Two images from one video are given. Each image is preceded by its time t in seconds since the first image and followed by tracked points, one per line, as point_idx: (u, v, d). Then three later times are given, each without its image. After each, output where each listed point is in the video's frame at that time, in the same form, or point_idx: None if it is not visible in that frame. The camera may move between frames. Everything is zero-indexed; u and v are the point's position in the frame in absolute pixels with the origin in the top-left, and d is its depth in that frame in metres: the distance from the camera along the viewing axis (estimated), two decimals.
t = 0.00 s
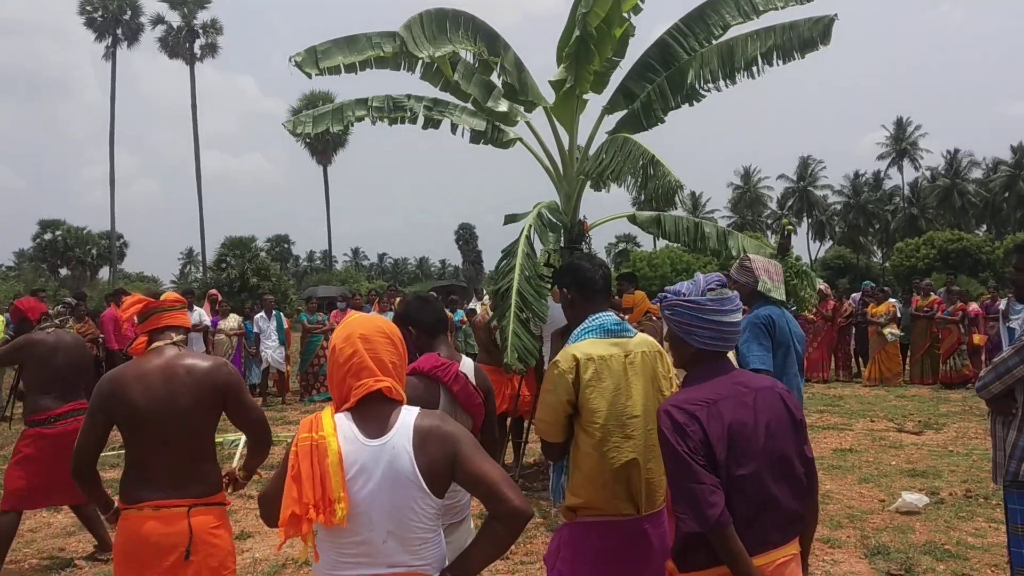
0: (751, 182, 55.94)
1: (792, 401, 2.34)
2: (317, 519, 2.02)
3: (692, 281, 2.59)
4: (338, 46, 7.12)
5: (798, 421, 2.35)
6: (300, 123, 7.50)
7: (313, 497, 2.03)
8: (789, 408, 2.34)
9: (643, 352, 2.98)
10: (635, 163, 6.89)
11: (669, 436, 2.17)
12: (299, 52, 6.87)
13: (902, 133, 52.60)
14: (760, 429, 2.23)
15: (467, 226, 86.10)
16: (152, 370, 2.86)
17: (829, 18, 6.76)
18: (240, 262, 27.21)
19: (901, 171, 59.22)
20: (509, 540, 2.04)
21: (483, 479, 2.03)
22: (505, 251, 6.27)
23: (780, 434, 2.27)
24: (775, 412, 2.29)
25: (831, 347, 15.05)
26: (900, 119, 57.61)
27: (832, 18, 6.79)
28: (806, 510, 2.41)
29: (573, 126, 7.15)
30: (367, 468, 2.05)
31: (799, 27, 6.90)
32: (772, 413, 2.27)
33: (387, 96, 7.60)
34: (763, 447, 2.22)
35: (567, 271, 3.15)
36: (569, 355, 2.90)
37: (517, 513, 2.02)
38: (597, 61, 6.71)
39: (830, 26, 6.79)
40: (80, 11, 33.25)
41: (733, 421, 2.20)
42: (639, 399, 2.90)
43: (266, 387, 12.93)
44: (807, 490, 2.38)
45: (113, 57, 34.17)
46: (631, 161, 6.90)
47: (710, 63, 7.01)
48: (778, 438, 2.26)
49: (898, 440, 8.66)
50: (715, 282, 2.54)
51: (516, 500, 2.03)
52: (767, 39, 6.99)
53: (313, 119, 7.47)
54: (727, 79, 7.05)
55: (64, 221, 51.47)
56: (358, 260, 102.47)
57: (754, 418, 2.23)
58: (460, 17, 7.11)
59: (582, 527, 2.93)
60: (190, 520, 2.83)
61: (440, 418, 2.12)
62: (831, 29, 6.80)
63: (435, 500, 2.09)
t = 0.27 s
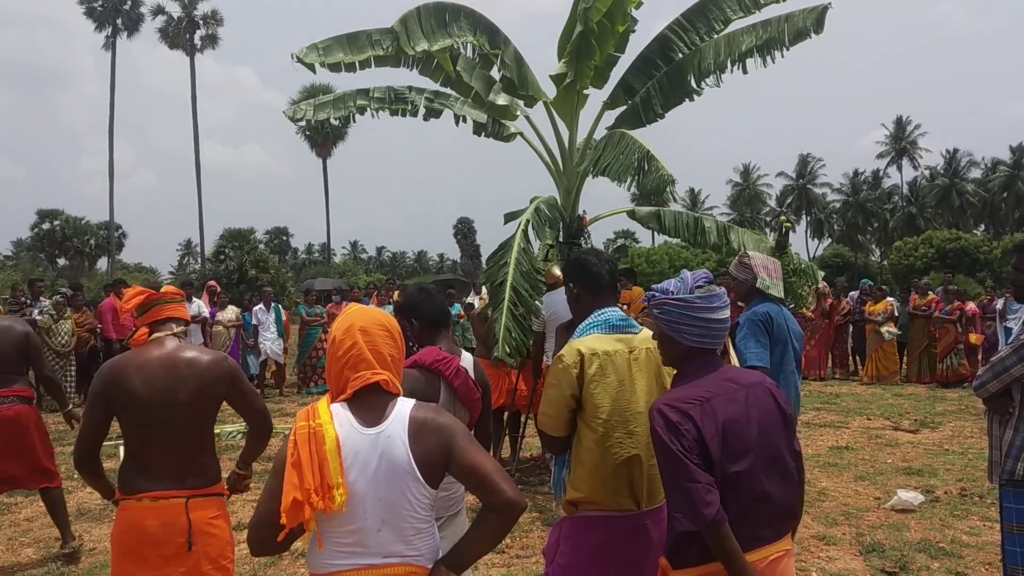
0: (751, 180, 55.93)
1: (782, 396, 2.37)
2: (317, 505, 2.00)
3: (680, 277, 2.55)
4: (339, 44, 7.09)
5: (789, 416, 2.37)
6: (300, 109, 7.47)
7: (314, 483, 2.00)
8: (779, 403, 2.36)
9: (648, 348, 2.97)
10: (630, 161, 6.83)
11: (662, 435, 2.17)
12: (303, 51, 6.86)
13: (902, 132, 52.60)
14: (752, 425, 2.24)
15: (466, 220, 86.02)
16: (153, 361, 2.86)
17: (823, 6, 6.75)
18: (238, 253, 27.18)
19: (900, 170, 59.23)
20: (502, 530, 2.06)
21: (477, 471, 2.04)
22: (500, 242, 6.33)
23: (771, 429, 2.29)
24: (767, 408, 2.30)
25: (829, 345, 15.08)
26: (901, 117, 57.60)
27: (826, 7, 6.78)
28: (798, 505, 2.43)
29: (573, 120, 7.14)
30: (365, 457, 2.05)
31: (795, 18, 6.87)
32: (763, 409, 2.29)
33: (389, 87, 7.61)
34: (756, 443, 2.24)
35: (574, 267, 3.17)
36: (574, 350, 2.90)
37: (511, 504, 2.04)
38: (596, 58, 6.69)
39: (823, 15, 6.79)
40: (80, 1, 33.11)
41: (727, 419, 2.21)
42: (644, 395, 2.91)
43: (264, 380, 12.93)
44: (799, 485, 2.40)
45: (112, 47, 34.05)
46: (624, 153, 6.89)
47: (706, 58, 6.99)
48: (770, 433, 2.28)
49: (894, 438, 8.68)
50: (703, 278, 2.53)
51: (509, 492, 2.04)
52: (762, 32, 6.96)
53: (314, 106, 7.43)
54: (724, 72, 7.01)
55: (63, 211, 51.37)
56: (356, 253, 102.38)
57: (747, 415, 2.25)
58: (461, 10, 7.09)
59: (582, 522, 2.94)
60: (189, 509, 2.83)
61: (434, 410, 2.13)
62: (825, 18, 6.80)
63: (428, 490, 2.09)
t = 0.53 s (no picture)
0: (752, 179, 55.89)
1: (779, 395, 2.35)
2: (321, 494, 1.99)
3: (675, 277, 2.55)
4: (337, 35, 7.07)
5: (786, 415, 2.36)
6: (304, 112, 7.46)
7: (316, 471, 2.00)
8: (776, 402, 2.34)
9: (648, 346, 2.96)
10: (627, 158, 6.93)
11: (658, 433, 2.16)
12: (298, 43, 6.88)
13: (904, 132, 52.54)
14: (749, 423, 2.23)
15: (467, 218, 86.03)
16: (150, 359, 2.85)
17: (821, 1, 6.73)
18: (239, 251, 27.18)
19: (902, 170, 59.17)
20: (503, 525, 2.06)
21: (478, 466, 2.04)
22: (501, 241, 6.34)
23: (768, 429, 2.28)
24: (763, 407, 2.29)
25: (829, 344, 15.06)
26: (902, 117, 57.56)
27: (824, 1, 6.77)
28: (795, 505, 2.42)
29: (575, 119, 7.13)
30: (367, 449, 2.04)
31: (793, 14, 6.85)
32: (760, 408, 2.28)
33: (391, 88, 7.59)
34: (752, 443, 2.22)
35: (574, 264, 3.16)
36: (573, 349, 2.90)
37: (509, 499, 2.04)
38: (597, 56, 6.68)
39: (820, 9, 6.76)
40: None
41: (723, 417, 2.20)
42: (642, 394, 2.89)
43: (264, 377, 12.94)
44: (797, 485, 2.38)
45: (114, 44, 34.04)
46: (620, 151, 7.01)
47: (707, 58, 6.99)
48: (766, 433, 2.26)
49: (894, 438, 8.68)
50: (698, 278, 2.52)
51: (508, 487, 2.04)
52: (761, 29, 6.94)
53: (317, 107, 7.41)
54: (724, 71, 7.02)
55: (64, 208, 51.38)
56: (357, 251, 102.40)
57: (743, 413, 2.24)
58: (459, 8, 7.07)
59: (579, 521, 2.94)
60: (185, 506, 2.82)
61: (434, 407, 2.13)
62: (822, 12, 6.78)
63: (429, 485, 2.08)
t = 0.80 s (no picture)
0: (754, 178, 55.84)
1: (780, 394, 2.35)
2: (328, 488, 1.99)
3: (678, 274, 2.55)
4: (336, 28, 7.10)
5: (788, 414, 2.35)
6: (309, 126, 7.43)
7: (324, 466, 1.99)
8: (778, 402, 2.34)
9: (643, 346, 2.96)
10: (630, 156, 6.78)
11: (658, 431, 2.16)
12: (293, 27, 6.89)
13: (906, 131, 52.48)
14: (749, 422, 2.23)
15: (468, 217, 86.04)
16: (146, 357, 2.85)
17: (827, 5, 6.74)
18: (241, 249, 27.20)
19: (903, 169, 59.11)
20: (514, 522, 2.08)
21: (488, 463, 2.06)
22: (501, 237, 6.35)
23: (769, 427, 2.27)
24: (765, 405, 2.29)
25: (831, 344, 15.05)
26: (904, 116, 57.49)
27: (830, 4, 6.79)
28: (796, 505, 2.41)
29: (577, 118, 7.14)
30: (377, 445, 2.04)
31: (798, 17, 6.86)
32: (761, 407, 2.27)
33: (392, 94, 7.56)
34: (753, 441, 2.22)
35: (571, 261, 3.16)
36: (566, 348, 2.88)
37: (520, 496, 2.05)
38: (600, 54, 6.67)
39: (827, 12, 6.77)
40: None
41: (724, 416, 2.20)
42: (634, 394, 2.89)
43: (265, 375, 12.95)
44: (799, 484, 2.38)
45: (116, 42, 34.04)
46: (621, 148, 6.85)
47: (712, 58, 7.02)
48: (767, 432, 2.26)
49: (896, 437, 8.67)
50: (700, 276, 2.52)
51: (518, 483, 2.06)
52: (767, 31, 6.95)
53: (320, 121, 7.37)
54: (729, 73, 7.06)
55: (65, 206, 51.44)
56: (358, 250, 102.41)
57: (744, 411, 2.23)
58: (457, 8, 7.07)
59: (572, 521, 2.94)
60: (181, 505, 2.82)
61: (443, 404, 2.14)
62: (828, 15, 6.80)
63: (438, 481, 2.08)
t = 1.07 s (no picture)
0: (755, 177, 55.79)
1: (786, 394, 2.34)
2: (341, 487, 1.99)
3: (685, 272, 2.55)
4: (337, 33, 7.05)
5: (793, 414, 2.34)
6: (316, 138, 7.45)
7: (337, 464, 1.99)
8: (783, 401, 2.33)
9: (633, 347, 2.94)
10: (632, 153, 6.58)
11: (662, 429, 2.15)
12: (295, 40, 6.84)
13: (907, 130, 52.40)
14: (755, 421, 2.22)
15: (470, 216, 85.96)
16: (144, 356, 2.84)
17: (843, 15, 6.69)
18: (242, 249, 27.21)
19: (905, 167, 59.02)
20: (526, 524, 2.08)
21: (501, 464, 2.05)
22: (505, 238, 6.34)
23: (774, 427, 2.26)
24: (770, 405, 2.28)
25: (833, 343, 15.04)
26: (906, 115, 57.41)
27: (846, 14, 6.72)
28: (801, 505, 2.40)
29: (579, 118, 7.12)
30: (390, 444, 2.04)
31: (813, 23, 6.79)
32: (766, 406, 2.27)
33: (394, 96, 7.52)
34: (758, 441, 2.21)
35: (562, 262, 3.07)
36: (552, 350, 2.87)
37: (533, 497, 2.05)
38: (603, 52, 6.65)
39: (844, 22, 6.73)
40: None
41: (728, 415, 2.19)
42: (622, 395, 2.88)
43: (267, 375, 12.95)
44: (803, 484, 2.37)
45: (117, 42, 34.06)
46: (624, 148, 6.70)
47: (720, 60, 7.00)
48: (772, 431, 2.25)
49: (898, 436, 8.66)
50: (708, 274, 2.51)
51: (532, 484, 2.06)
52: (779, 36, 6.90)
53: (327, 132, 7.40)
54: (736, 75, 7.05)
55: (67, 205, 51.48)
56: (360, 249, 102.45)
57: (749, 411, 2.22)
58: (460, 7, 6.98)
59: (560, 521, 2.94)
60: (180, 504, 2.82)
61: (457, 403, 2.12)
62: (844, 25, 6.73)
63: (451, 481, 2.08)
